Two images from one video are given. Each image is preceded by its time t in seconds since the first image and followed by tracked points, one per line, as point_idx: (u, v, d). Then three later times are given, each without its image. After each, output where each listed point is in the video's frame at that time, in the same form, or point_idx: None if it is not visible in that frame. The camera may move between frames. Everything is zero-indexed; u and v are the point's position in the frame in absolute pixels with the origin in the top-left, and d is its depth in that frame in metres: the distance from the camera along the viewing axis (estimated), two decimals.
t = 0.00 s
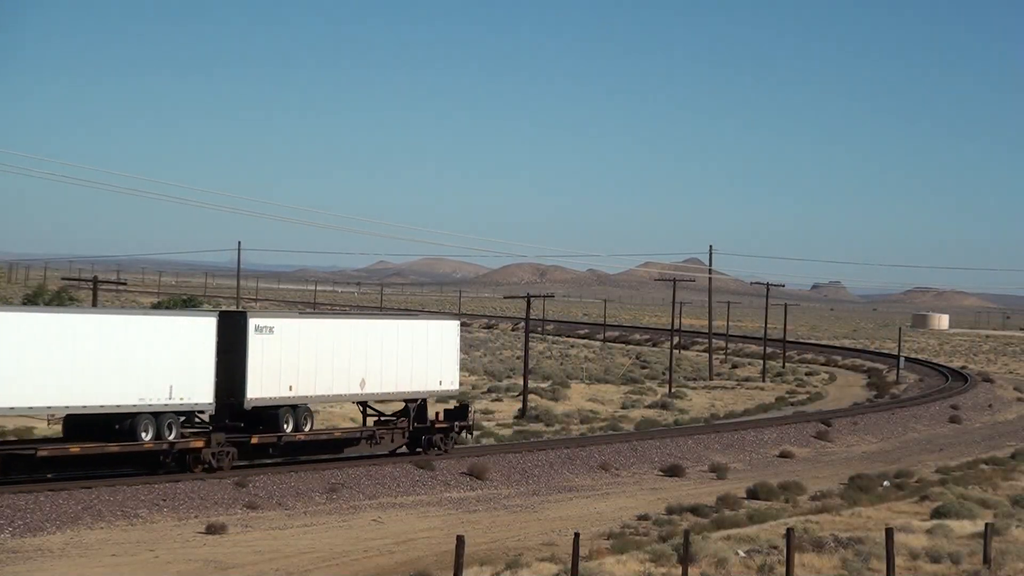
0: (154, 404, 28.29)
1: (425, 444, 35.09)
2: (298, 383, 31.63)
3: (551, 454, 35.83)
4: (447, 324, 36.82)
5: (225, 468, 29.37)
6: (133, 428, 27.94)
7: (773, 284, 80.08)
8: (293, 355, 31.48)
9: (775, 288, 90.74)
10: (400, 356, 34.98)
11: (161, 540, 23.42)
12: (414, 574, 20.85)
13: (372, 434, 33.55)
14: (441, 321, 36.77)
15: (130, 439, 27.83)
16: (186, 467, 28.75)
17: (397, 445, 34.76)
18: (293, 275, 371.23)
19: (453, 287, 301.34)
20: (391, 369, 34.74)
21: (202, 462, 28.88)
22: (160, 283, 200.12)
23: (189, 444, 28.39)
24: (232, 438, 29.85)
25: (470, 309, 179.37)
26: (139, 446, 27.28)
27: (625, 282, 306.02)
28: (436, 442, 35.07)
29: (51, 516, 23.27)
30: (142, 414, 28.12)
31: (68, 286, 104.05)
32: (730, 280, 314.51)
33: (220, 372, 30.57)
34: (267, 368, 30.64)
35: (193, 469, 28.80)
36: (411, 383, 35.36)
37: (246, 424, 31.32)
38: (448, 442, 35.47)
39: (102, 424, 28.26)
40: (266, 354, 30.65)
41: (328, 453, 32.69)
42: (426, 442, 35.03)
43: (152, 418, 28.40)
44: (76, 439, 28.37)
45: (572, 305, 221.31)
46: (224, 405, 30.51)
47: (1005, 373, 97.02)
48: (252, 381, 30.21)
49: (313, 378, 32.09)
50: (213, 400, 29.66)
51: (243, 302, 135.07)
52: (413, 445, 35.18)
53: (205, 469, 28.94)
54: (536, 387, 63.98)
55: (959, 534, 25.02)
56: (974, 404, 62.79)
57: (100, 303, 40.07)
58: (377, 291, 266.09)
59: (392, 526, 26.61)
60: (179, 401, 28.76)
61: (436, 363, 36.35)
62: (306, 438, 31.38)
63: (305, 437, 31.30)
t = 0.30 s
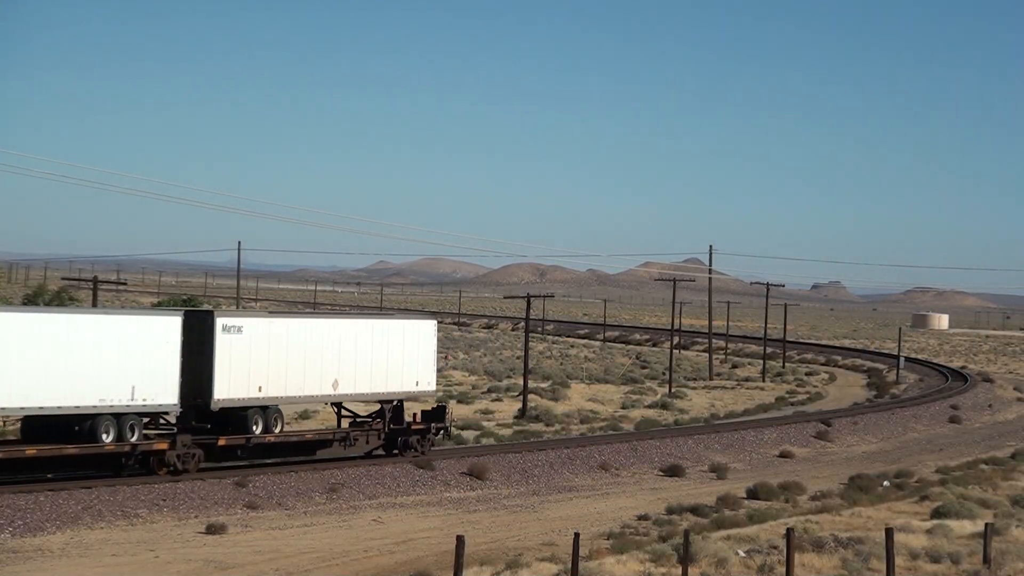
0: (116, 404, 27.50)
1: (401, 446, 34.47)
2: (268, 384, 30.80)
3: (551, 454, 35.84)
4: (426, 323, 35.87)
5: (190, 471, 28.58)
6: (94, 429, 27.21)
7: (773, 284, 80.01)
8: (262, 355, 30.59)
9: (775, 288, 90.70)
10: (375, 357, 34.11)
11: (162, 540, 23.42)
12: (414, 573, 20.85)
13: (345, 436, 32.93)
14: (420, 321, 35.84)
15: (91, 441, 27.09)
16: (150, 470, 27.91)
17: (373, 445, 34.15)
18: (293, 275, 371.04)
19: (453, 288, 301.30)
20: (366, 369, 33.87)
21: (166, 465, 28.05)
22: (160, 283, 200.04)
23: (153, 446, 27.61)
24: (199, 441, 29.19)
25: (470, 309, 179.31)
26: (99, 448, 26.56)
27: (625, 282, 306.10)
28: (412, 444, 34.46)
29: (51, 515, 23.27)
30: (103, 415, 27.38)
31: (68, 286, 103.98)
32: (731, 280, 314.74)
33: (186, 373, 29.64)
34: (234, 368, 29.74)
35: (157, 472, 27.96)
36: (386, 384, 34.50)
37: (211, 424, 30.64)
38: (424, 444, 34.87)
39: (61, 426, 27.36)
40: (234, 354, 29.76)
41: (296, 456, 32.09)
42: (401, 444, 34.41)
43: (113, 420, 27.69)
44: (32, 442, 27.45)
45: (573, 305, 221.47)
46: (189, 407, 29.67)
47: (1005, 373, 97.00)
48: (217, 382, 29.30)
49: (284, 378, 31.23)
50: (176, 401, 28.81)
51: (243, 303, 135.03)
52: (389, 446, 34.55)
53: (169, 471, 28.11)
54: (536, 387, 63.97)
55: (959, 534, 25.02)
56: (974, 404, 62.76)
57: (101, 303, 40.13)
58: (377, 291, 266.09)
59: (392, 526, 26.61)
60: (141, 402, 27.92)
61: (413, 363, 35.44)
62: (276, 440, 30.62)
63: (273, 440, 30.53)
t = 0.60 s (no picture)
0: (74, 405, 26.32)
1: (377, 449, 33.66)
2: (236, 385, 29.50)
3: (551, 454, 35.85)
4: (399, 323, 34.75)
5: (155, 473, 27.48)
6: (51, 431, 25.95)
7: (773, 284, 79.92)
8: (230, 354, 29.29)
9: (774, 287, 90.65)
10: (349, 357, 32.92)
11: (161, 540, 23.42)
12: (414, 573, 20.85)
13: (317, 438, 31.69)
14: (394, 321, 34.71)
15: (50, 444, 25.82)
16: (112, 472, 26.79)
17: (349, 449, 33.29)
18: (292, 275, 371.18)
19: (453, 288, 301.55)
20: (339, 370, 32.68)
21: (128, 467, 26.94)
22: (159, 282, 200.18)
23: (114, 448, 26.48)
24: (164, 442, 28.07)
25: (470, 309, 179.41)
26: (56, 451, 25.38)
27: (625, 282, 306.40)
28: (387, 446, 33.78)
29: (51, 515, 23.27)
30: (60, 416, 26.11)
31: (68, 286, 104.04)
32: (731, 280, 315.13)
33: (150, 372, 28.45)
34: (201, 370, 28.44)
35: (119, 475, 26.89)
36: (360, 385, 33.32)
37: (177, 426, 29.46)
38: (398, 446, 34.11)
39: (16, 429, 25.99)
40: (201, 354, 28.48)
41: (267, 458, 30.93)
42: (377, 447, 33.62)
43: (71, 420, 26.42)
44: None
45: (573, 305, 221.77)
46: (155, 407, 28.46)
47: (1005, 373, 97.08)
48: (183, 382, 28.01)
49: (253, 378, 29.97)
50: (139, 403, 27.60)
51: (242, 303, 135.17)
52: (363, 449, 33.77)
53: (131, 474, 26.99)
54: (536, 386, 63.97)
55: (959, 534, 25.02)
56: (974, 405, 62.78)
57: (101, 304, 40.17)
58: (376, 291, 266.41)
59: (392, 526, 26.61)
60: (101, 403, 26.73)
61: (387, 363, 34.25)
62: (244, 441, 29.54)
63: (241, 441, 29.44)
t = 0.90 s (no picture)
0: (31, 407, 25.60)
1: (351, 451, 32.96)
2: (202, 385, 28.80)
3: (551, 454, 35.85)
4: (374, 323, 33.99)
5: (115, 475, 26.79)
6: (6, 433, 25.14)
7: (773, 284, 79.88)
8: (195, 354, 28.60)
9: (774, 287, 90.60)
10: (321, 357, 32.18)
11: (162, 540, 23.43)
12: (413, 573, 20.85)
13: (288, 440, 30.84)
14: (369, 320, 33.98)
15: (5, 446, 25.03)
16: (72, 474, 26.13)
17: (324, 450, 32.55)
18: (291, 275, 371.12)
19: (453, 288, 301.59)
20: (311, 370, 31.94)
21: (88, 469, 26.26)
22: (159, 282, 200.05)
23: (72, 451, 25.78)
24: (125, 444, 27.41)
25: (470, 309, 179.34)
26: (11, 454, 24.62)
27: (625, 282, 306.44)
28: (362, 448, 33.09)
29: (50, 515, 23.26)
30: (15, 418, 25.30)
31: (68, 286, 103.97)
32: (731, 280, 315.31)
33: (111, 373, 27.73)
34: (163, 370, 27.77)
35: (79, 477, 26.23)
36: (332, 386, 32.58)
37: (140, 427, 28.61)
38: (373, 448, 33.40)
39: None
40: (164, 354, 27.81)
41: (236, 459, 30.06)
42: (351, 449, 32.92)
43: (27, 421, 25.62)
44: None
45: (573, 305, 221.93)
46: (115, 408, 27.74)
47: (1005, 373, 97.08)
48: (145, 383, 27.32)
49: (220, 378, 29.26)
50: (98, 403, 26.88)
51: (242, 304, 135.12)
52: (337, 450, 33.11)
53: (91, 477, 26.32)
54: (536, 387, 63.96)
55: (959, 534, 25.02)
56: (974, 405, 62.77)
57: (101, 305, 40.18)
58: (376, 292, 266.44)
59: (392, 526, 26.60)
60: (59, 404, 26.03)
61: (361, 363, 33.51)
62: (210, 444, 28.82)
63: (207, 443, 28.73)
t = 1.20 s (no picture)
0: None
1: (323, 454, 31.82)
2: (166, 387, 27.88)
3: (551, 454, 35.87)
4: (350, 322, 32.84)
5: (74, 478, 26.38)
6: None
7: (773, 284, 79.86)
8: (158, 354, 27.69)
9: (774, 287, 90.55)
10: (292, 357, 31.00)
11: (162, 540, 23.43)
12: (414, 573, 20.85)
13: (257, 441, 30.18)
14: (342, 319, 32.77)
15: None
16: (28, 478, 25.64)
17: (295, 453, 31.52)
18: (291, 275, 371.24)
19: (454, 287, 301.80)
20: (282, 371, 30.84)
21: (46, 471, 25.84)
22: (159, 282, 200.09)
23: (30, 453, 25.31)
24: (85, 446, 26.78)
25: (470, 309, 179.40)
26: None
27: (625, 283, 306.59)
28: (335, 450, 31.87)
29: (51, 515, 23.25)
30: None
31: (68, 286, 104.03)
32: (731, 280, 315.43)
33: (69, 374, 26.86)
34: (124, 370, 26.85)
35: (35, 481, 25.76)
36: (305, 387, 31.46)
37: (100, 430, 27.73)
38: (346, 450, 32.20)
39: None
40: (125, 354, 26.92)
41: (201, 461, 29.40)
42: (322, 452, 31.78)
43: None
44: None
45: (573, 305, 222.03)
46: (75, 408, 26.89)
47: (1005, 373, 97.10)
48: (105, 384, 26.43)
49: (185, 380, 28.31)
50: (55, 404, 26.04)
51: (242, 304, 135.15)
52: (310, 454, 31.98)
53: (48, 479, 25.90)
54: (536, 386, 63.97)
55: (959, 534, 25.03)
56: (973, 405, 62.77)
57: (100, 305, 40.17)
58: (376, 292, 266.63)
59: (392, 526, 26.61)
60: (13, 406, 25.23)
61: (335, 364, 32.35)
62: (175, 446, 28.17)
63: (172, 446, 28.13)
